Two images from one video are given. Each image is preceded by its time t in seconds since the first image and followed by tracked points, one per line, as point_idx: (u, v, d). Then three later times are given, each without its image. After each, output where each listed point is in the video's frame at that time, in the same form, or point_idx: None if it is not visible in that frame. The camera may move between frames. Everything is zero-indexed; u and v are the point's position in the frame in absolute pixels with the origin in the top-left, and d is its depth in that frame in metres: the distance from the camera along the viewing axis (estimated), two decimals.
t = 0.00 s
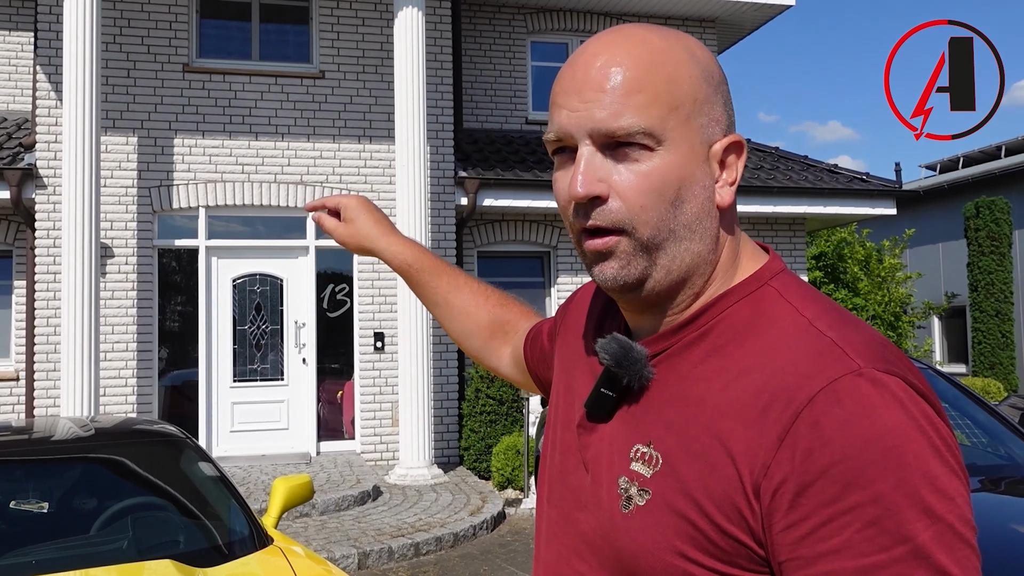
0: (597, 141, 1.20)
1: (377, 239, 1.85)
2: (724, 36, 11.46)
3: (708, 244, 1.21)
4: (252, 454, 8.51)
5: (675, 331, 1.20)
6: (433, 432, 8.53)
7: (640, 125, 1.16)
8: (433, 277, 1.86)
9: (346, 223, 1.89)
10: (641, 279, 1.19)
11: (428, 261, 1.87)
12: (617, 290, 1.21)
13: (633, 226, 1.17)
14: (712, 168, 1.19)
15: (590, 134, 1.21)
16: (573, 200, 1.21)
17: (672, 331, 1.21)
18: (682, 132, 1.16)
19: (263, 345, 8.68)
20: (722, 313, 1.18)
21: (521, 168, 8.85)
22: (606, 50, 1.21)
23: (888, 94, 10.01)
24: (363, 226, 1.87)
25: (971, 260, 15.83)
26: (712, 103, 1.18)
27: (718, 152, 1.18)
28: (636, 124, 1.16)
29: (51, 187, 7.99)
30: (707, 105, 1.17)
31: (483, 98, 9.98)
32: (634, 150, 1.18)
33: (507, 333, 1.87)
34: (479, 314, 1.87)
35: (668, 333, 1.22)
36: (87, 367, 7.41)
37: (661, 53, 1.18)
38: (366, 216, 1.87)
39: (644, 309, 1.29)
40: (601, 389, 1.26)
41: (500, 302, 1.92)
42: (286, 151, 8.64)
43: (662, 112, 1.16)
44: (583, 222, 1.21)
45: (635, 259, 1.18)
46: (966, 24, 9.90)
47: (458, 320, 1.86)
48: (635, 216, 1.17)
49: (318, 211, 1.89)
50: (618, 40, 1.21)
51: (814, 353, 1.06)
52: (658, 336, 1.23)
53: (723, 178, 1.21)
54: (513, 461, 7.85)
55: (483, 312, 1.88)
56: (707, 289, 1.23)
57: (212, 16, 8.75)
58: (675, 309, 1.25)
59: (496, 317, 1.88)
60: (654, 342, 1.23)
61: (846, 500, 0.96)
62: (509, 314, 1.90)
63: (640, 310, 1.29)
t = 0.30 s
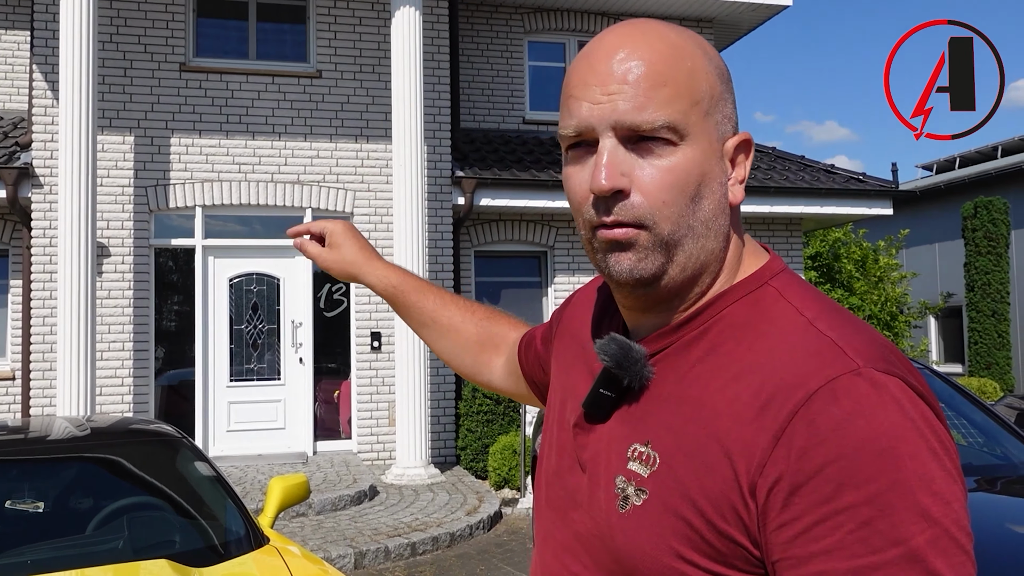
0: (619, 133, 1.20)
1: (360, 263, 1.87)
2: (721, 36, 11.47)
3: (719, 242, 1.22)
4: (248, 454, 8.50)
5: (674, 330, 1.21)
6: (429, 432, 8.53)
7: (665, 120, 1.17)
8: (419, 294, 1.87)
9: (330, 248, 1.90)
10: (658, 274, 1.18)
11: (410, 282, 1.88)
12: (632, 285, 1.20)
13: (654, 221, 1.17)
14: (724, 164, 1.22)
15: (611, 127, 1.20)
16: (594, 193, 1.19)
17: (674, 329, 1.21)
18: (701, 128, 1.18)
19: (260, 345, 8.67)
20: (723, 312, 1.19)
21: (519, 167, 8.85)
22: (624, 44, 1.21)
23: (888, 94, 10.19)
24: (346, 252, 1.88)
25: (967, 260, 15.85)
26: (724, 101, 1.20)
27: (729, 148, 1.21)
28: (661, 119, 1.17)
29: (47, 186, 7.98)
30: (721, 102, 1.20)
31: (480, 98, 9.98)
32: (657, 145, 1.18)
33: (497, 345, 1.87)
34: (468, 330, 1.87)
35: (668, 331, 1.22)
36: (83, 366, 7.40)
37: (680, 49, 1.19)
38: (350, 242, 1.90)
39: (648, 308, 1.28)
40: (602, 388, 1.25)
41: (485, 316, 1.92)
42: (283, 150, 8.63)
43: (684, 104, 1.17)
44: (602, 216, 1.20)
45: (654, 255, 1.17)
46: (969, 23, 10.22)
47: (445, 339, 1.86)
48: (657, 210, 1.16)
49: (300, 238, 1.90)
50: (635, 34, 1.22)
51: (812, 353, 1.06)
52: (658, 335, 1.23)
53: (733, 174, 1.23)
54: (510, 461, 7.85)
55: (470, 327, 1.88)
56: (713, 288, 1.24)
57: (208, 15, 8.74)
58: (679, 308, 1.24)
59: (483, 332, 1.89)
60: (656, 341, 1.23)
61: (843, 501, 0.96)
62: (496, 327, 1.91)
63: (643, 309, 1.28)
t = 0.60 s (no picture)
0: (645, 120, 1.21)
1: (349, 298, 1.88)
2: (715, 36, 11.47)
3: (732, 236, 1.24)
4: (242, 453, 8.48)
5: (680, 326, 1.22)
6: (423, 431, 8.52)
7: (691, 108, 1.19)
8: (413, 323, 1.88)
9: (316, 284, 1.91)
10: (679, 263, 1.20)
11: (401, 313, 1.89)
12: (651, 274, 1.22)
13: (679, 207, 1.18)
14: (737, 158, 1.26)
15: (637, 114, 1.22)
16: (621, 177, 1.21)
17: (680, 325, 1.22)
18: (722, 120, 1.22)
19: (254, 344, 8.65)
20: (728, 308, 1.20)
21: (513, 166, 8.85)
22: (647, 35, 1.24)
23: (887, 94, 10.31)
24: (333, 287, 1.89)
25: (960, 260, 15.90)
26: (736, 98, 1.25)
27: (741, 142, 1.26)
28: (688, 107, 1.19)
29: (40, 184, 7.95)
30: (734, 97, 1.25)
31: (475, 97, 9.96)
32: (683, 133, 1.20)
33: (493, 367, 1.88)
34: (462, 355, 1.87)
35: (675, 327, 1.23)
36: (76, 365, 7.37)
37: (700, 44, 1.23)
38: (337, 277, 1.91)
39: (657, 303, 1.30)
40: (608, 382, 1.25)
41: (477, 338, 1.93)
42: (277, 149, 8.61)
43: (707, 95, 1.20)
44: (628, 201, 1.21)
45: (677, 242, 1.19)
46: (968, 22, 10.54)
47: (442, 365, 1.86)
48: (681, 197, 1.19)
49: (285, 277, 1.90)
50: (656, 27, 1.25)
51: (820, 347, 1.06)
52: (662, 332, 1.24)
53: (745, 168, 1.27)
54: (504, 460, 7.85)
55: (466, 352, 1.89)
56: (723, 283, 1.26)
57: (202, 14, 8.71)
58: (690, 303, 1.25)
59: (478, 355, 1.89)
60: (663, 336, 1.24)
61: (855, 495, 0.95)
62: (489, 350, 1.92)
63: (653, 303, 1.29)
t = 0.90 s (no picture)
0: (674, 111, 1.25)
1: (323, 333, 1.87)
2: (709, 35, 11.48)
3: (749, 233, 1.27)
4: (235, 452, 8.47)
5: (698, 321, 1.23)
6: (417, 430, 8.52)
7: (719, 103, 1.24)
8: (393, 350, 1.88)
9: (286, 328, 1.90)
10: (701, 255, 1.23)
11: (378, 343, 1.89)
12: (673, 265, 1.25)
13: (705, 199, 1.22)
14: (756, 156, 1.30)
15: (667, 105, 1.26)
16: (649, 167, 1.24)
17: (697, 319, 1.24)
18: (745, 118, 1.26)
19: (247, 343, 8.64)
20: (747, 305, 1.21)
21: (507, 165, 8.85)
22: (677, 31, 1.28)
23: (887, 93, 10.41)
24: (304, 329, 1.88)
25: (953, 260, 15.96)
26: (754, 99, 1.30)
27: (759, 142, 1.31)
28: (716, 101, 1.24)
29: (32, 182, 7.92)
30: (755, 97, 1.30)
31: (470, 96, 9.95)
32: (710, 127, 1.24)
33: (478, 387, 1.89)
34: (445, 379, 1.88)
35: (692, 321, 1.24)
36: (68, 364, 7.35)
37: (726, 45, 1.28)
38: (307, 318, 1.90)
39: (674, 297, 1.32)
40: (624, 376, 1.25)
41: (457, 359, 1.94)
42: (271, 148, 8.60)
43: (732, 91, 1.25)
44: (654, 192, 1.24)
45: (700, 234, 1.22)
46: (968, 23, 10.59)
47: (428, 391, 1.86)
48: (708, 189, 1.22)
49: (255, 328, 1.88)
50: (684, 25, 1.29)
51: (848, 344, 1.07)
52: (678, 327, 1.26)
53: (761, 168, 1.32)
54: (498, 459, 7.85)
55: (449, 375, 1.89)
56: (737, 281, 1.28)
57: (196, 11, 8.68)
58: (706, 298, 1.28)
59: (461, 376, 1.90)
60: (680, 329, 1.25)
61: (890, 485, 0.95)
62: (472, 370, 1.92)
63: (669, 297, 1.32)
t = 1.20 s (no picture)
0: (678, 112, 1.26)
1: (294, 431, 1.83)
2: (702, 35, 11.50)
3: (745, 232, 1.29)
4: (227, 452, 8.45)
5: (694, 316, 1.25)
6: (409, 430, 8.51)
7: (722, 105, 1.25)
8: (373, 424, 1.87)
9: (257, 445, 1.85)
10: (700, 254, 1.25)
11: (354, 424, 1.88)
12: (672, 263, 1.27)
13: (706, 200, 1.24)
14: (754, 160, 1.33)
15: (672, 106, 1.26)
16: (653, 165, 1.25)
17: (693, 315, 1.26)
18: (745, 120, 1.28)
19: (239, 342, 8.62)
20: (743, 299, 1.24)
21: (500, 165, 8.85)
22: (680, 36, 1.30)
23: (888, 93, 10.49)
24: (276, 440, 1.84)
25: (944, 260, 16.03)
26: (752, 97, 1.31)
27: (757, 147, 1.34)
28: (719, 104, 1.25)
29: (23, 181, 7.89)
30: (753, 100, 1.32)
31: (463, 96, 9.95)
32: (712, 129, 1.25)
33: (465, 435, 1.89)
34: (431, 438, 1.88)
35: (688, 317, 1.26)
36: (60, 364, 7.32)
37: (727, 50, 1.30)
38: (273, 426, 1.86)
39: (672, 296, 1.34)
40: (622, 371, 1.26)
41: (433, 415, 1.94)
42: (264, 147, 8.58)
43: (733, 95, 1.26)
44: (658, 191, 1.26)
45: (700, 233, 1.24)
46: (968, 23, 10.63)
47: (419, 457, 1.85)
48: (708, 188, 1.24)
49: (230, 461, 1.84)
50: (687, 30, 1.31)
51: (835, 327, 1.10)
52: (676, 321, 1.27)
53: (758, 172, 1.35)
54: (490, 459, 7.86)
55: (432, 433, 1.89)
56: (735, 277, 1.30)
57: (188, 10, 8.65)
58: (703, 294, 1.29)
59: (443, 431, 1.90)
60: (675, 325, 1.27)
61: (875, 419, 0.93)
62: (452, 420, 1.92)
63: (668, 294, 1.34)
